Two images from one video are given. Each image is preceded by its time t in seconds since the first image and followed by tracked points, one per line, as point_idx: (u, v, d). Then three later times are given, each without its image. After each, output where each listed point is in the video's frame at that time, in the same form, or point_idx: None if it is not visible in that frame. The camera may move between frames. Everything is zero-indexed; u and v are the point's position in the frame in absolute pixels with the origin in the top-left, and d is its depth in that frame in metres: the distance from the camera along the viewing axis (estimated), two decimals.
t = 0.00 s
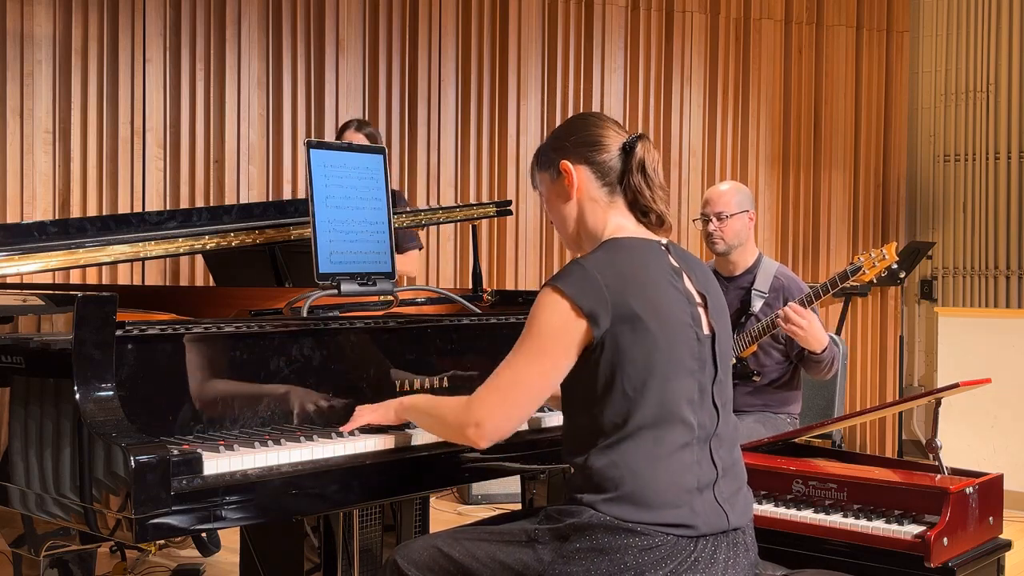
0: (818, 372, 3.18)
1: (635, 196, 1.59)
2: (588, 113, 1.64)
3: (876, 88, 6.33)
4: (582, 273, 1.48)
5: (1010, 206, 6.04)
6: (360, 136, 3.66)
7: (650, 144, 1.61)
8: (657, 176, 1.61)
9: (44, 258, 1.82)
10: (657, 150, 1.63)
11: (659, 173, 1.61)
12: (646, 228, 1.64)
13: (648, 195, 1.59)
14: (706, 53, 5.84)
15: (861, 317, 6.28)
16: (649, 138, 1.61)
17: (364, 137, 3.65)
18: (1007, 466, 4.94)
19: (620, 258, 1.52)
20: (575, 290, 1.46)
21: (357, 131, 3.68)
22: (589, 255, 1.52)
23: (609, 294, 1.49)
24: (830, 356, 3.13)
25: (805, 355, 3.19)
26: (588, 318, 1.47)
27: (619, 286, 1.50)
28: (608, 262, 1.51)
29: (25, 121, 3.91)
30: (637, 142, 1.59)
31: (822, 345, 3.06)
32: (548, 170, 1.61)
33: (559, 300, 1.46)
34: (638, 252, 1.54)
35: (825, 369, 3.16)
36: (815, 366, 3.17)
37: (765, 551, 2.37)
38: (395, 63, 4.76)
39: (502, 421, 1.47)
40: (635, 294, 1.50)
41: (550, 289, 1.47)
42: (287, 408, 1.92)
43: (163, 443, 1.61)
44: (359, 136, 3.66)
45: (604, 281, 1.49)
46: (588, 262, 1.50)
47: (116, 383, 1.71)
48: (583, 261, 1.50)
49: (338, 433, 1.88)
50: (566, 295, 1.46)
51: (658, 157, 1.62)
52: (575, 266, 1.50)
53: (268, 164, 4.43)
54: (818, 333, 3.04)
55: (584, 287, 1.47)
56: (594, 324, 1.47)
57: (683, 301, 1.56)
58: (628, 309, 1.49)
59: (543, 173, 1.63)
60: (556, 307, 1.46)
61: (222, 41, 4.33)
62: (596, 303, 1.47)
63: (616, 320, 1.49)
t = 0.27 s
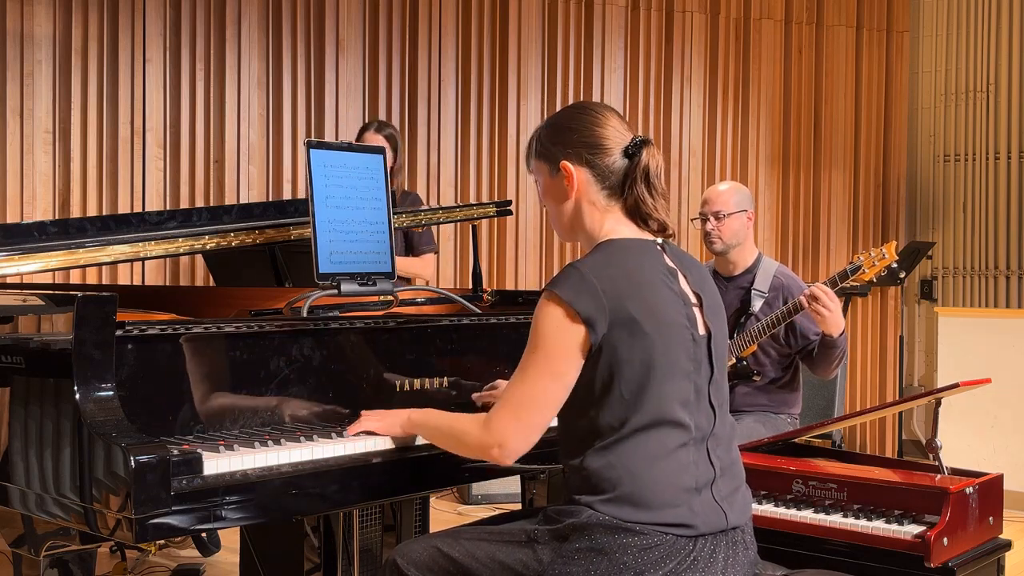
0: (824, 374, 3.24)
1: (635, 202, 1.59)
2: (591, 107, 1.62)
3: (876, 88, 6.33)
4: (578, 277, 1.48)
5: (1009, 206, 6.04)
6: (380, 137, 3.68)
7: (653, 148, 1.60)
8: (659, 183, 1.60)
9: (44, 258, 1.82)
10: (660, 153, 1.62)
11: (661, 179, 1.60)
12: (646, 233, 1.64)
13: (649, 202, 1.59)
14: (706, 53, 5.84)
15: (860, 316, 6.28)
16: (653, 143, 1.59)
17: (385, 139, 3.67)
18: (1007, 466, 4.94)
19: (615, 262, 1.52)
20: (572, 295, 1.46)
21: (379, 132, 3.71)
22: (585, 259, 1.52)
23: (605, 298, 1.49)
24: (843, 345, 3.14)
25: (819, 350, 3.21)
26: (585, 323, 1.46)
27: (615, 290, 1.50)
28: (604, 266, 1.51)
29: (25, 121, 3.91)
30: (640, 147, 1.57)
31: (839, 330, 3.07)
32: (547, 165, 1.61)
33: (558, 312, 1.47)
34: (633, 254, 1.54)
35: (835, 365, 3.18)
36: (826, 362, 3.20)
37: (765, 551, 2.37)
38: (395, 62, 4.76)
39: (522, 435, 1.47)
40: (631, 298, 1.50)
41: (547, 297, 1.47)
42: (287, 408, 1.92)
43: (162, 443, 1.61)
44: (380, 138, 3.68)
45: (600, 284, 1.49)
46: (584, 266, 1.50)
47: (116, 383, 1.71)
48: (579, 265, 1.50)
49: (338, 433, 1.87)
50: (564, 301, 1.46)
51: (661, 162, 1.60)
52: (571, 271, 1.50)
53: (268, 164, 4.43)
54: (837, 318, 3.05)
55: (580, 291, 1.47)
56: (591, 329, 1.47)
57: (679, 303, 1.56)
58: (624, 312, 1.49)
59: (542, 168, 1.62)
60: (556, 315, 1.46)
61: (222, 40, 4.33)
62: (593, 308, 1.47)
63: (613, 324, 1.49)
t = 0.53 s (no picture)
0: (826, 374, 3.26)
1: (632, 209, 1.58)
2: (594, 103, 1.61)
3: (876, 88, 6.33)
4: (573, 278, 1.48)
5: (1010, 206, 6.04)
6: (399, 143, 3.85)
7: (654, 154, 1.58)
8: (657, 190, 1.59)
9: (44, 258, 1.82)
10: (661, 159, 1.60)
11: (660, 186, 1.59)
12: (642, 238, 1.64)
13: (645, 211, 1.58)
14: (706, 53, 5.84)
15: (860, 316, 6.28)
16: (653, 149, 1.58)
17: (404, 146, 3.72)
18: (1007, 466, 4.94)
19: (609, 264, 1.52)
20: (568, 297, 1.46)
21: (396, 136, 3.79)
22: (580, 260, 1.52)
23: (600, 300, 1.48)
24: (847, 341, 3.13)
25: (822, 349, 3.22)
26: (581, 326, 1.46)
27: (610, 292, 1.49)
28: (598, 267, 1.51)
29: (25, 121, 3.91)
30: (640, 154, 1.56)
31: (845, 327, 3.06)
32: (545, 160, 1.60)
33: (553, 305, 1.45)
34: (627, 255, 1.54)
35: (837, 364, 3.19)
36: (830, 363, 3.21)
37: (764, 552, 2.37)
38: (395, 62, 4.76)
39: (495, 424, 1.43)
40: (626, 300, 1.50)
41: (543, 292, 1.46)
42: (287, 408, 1.92)
43: (162, 443, 1.61)
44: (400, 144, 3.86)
45: (595, 286, 1.49)
46: (578, 267, 1.50)
47: (116, 382, 1.71)
48: (574, 266, 1.50)
49: (338, 433, 1.87)
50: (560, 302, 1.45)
51: (661, 169, 1.59)
52: (566, 271, 1.49)
53: (268, 164, 4.43)
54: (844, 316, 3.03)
55: (575, 293, 1.46)
56: (587, 332, 1.46)
57: (674, 305, 1.56)
58: (619, 315, 1.49)
59: (540, 162, 1.62)
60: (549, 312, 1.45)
61: (222, 41, 4.33)
62: (588, 311, 1.46)
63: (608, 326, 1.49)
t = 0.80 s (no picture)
0: (826, 375, 3.25)
1: (627, 211, 1.59)
2: (592, 102, 1.60)
3: (876, 88, 6.33)
4: (565, 280, 1.48)
5: (1009, 206, 6.03)
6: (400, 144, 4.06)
7: (651, 156, 1.58)
8: (652, 193, 1.59)
9: (44, 258, 1.82)
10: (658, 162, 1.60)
11: (656, 188, 1.59)
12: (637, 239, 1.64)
13: (640, 213, 1.59)
14: (706, 53, 5.84)
15: (860, 316, 6.28)
16: (650, 151, 1.57)
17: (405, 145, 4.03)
18: (1006, 466, 4.94)
19: (602, 266, 1.52)
20: (560, 299, 1.45)
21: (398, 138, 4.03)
22: (573, 262, 1.52)
23: (592, 303, 1.48)
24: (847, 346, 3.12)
25: (822, 351, 3.20)
26: (572, 329, 1.46)
27: (602, 295, 1.49)
28: (592, 269, 1.51)
29: (25, 121, 3.91)
30: (637, 157, 1.56)
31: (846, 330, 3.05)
32: (541, 158, 1.60)
33: (542, 301, 1.45)
34: (620, 257, 1.54)
35: (837, 366, 3.18)
36: (828, 365, 3.20)
37: (764, 551, 2.37)
38: (395, 62, 4.76)
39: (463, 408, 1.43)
40: (619, 303, 1.50)
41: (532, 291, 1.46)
42: (287, 408, 1.92)
43: (163, 443, 1.61)
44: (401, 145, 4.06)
45: (587, 289, 1.49)
46: (571, 267, 1.50)
47: (116, 383, 1.71)
48: (566, 266, 1.50)
49: (338, 433, 1.87)
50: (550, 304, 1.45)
51: (658, 171, 1.59)
52: (558, 272, 1.49)
53: (268, 164, 4.43)
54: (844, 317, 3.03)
55: (567, 295, 1.46)
56: (577, 334, 1.47)
57: (668, 308, 1.55)
58: (611, 318, 1.49)
59: (537, 160, 1.62)
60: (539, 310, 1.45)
61: (222, 41, 4.33)
62: (580, 314, 1.46)
63: (600, 330, 1.49)
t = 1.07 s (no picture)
0: (825, 375, 3.25)
1: (625, 212, 1.59)
2: (592, 102, 1.60)
3: (876, 88, 6.33)
4: (563, 283, 1.48)
5: (1009, 206, 6.03)
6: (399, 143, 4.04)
7: (650, 158, 1.58)
8: (652, 194, 1.59)
9: (44, 258, 1.82)
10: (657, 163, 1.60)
11: (655, 189, 1.59)
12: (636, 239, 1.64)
13: (639, 215, 1.59)
14: (706, 53, 5.84)
15: (860, 317, 6.28)
16: (649, 153, 1.57)
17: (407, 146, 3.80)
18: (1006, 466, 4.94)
19: (600, 268, 1.52)
20: (557, 303, 1.46)
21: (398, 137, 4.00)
22: (572, 264, 1.52)
23: (590, 305, 1.48)
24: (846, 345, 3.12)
25: (821, 352, 3.20)
26: (569, 333, 1.46)
27: (600, 298, 1.49)
28: (590, 271, 1.51)
29: (25, 121, 3.91)
30: (636, 159, 1.55)
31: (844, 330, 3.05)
32: (541, 159, 1.60)
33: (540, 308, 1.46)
34: (618, 259, 1.54)
35: (836, 366, 3.18)
36: (827, 365, 3.20)
37: (764, 551, 2.37)
38: (395, 62, 4.76)
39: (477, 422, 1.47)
40: (617, 306, 1.50)
41: (531, 296, 1.47)
42: (286, 409, 1.92)
43: (163, 443, 1.61)
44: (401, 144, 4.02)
45: (585, 291, 1.49)
46: (569, 270, 1.50)
47: (116, 383, 1.71)
48: (565, 269, 1.50)
49: (338, 433, 1.87)
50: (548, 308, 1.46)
51: (657, 173, 1.58)
52: (556, 275, 1.49)
53: (268, 164, 4.44)
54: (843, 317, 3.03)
55: (564, 299, 1.46)
56: (575, 338, 1.47)
57: (667, 309, 1.55)
58: (610, 322, 1.49)
59: (536, 160, 1.62)
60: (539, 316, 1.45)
61: (222, 41, 4.33)
62: (577, 317, 1.47)
63: (598, 333, 1.49)
